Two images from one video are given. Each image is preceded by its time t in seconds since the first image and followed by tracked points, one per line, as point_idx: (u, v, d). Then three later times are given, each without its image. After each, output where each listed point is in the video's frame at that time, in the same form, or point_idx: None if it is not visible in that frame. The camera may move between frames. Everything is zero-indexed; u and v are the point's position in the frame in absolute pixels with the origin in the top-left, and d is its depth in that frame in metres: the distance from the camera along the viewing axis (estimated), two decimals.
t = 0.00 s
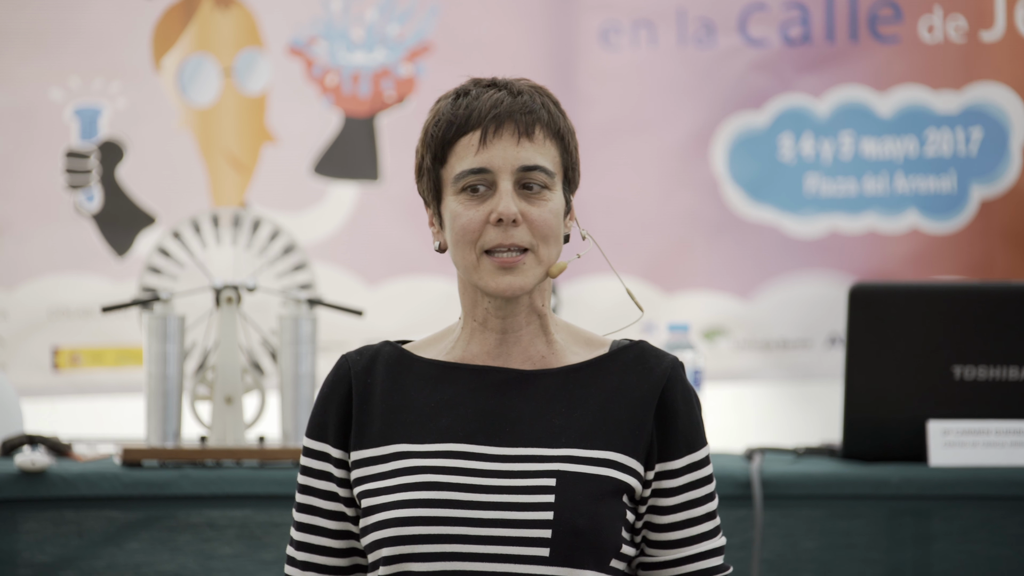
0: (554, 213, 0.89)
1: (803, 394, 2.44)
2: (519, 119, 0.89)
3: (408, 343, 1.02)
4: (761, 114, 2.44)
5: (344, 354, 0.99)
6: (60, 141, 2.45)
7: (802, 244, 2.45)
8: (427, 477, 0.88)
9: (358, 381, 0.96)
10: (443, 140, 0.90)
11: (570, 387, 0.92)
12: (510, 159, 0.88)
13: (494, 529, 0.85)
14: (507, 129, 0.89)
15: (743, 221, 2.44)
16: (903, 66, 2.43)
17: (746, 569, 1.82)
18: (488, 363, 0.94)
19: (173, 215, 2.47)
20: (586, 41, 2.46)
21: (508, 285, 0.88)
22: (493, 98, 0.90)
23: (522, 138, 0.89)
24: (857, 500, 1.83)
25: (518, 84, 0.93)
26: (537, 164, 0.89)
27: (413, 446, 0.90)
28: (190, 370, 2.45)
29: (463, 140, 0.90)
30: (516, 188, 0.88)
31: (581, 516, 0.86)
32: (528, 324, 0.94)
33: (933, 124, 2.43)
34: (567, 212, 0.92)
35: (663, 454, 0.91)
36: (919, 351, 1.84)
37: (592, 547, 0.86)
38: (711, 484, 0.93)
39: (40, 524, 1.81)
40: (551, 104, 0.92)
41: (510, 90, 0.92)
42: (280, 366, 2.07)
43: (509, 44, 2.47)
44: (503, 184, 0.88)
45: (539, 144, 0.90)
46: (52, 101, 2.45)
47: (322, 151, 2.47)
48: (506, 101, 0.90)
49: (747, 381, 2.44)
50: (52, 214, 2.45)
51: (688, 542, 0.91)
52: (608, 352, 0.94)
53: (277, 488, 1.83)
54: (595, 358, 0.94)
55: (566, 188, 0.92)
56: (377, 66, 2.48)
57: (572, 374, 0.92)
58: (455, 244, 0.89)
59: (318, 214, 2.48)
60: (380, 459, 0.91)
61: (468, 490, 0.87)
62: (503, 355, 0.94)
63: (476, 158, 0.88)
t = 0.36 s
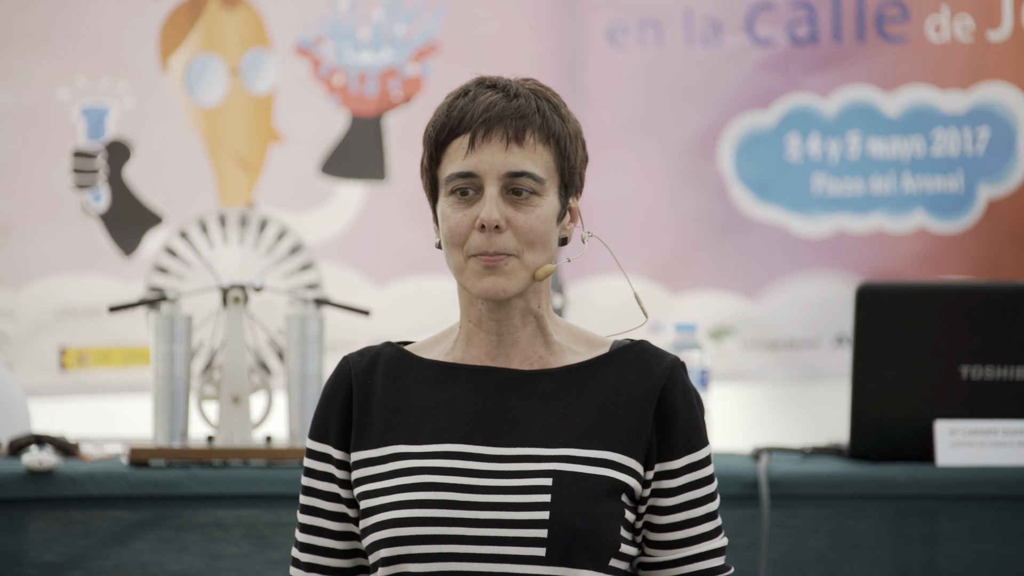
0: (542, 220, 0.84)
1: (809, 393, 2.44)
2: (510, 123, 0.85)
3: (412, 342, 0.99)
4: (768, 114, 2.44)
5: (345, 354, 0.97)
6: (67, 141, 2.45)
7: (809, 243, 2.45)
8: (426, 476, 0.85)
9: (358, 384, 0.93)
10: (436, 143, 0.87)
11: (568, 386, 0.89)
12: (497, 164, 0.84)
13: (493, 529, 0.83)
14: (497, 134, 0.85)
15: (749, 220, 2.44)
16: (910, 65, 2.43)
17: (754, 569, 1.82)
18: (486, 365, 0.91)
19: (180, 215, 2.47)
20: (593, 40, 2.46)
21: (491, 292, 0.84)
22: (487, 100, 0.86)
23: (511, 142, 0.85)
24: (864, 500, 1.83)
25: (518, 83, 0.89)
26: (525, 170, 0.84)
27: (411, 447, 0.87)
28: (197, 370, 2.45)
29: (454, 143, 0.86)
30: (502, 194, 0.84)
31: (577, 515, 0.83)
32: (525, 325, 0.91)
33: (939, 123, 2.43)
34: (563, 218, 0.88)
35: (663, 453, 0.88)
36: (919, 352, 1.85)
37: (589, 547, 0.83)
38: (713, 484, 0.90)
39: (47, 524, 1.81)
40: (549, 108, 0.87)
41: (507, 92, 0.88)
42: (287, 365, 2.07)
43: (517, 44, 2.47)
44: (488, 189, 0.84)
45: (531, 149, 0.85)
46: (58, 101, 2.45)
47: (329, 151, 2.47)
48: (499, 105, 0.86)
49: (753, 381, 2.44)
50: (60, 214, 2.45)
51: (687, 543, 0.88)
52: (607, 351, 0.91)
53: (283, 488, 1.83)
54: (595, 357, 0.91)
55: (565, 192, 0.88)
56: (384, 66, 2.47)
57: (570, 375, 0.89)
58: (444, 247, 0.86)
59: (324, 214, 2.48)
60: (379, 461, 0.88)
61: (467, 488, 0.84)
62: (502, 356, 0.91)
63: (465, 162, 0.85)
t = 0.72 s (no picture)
0: (581, 272, 1.03)
1: (821, 392, 2.44)
2: (583, 179, 1.00)
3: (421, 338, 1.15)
4: (780, 112, 2.44)
5: (361, 345, 1.12)
6: (80, 139, 2.45)
7: (821, 242, 2.44)
8: (436, 472, 1.01)
9: (372, 376, 1.08)
10: (507, 169, 1.02)
11: (584, 390, 1.09)
12: (559, 218, 1.00)
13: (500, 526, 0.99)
14: (570, 185, 1.00)
15: (761, 218, 2.44)
16: (922, 64, 2.43)
17: (767, 568, 1.89)
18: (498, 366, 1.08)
19: (193, 213, 2.48)
20: (605, 39, 2.46)
21: (517, 321, 1.05)
22: (569, 147, 1.00)
23: (577, 200, 1.00)
24: (877, 499, 1.89)
25: (600, 130, 1.03)
26: (581, 229, 1.01)
27: (421, 443, 1.03)
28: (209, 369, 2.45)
29: (525, 178, 1.00)
30: (554, 243, 1.01)
31: (585, 515, 1.02)
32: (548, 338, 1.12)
33: (952, 122, 2.43)
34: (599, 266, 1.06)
35: (670, 460, 1.09)
36: (935, 355, 1.91)
37: (594, 547, 1.02)
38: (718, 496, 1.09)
39: (61, 522, 1.83)
40: (621, 165, 1.03)
41: (590, 140, 1.02)
42: (300, 364, 2.09)
43: (529, 43, 2.47)
44: (542, 237, 1.00)
45: (592, 208, 1.01)
46: (71, 100, 2.45)
47: (341, 150, 2.47)
48: (581, 155, 1.00)
49: (764, 381, 2.44)
50: (71, 212, 2.45)
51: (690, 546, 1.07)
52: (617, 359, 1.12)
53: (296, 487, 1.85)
54: (606, 365, 1.11)
55: (607, 242, 1.06)
56: (397, 65, 2.48)
57: (584, 379, 1.10)
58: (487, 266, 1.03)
59: (336, 213, 2.48)
60: (390, 450, 1.04)
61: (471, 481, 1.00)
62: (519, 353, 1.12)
63: (528, 203, 1.00)
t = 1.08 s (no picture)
0: (586, 289, 1.06)
1: (826, 388, 2.44)
2: (587, 205, 1.02)
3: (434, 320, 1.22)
4: (786, 110, 2.44)
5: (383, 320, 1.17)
6: (85, 137, 2.45)
7: (826, 239, 2.45)
8: (445, 471, 1.09)
9: (401, 351, 1.14)
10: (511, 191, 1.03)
11: (590, 394, 1.14)
12: (563, 242, 1.02)
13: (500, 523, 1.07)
14: (574, 210, 1.02)
15: (766, 216, 2.45)
16: (927, 62, 2.43)
17: (770, 565, 1.93)
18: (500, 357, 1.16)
19: (198, 210, 2.48)
20: (611, 37, 2.46)
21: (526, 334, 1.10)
22: (574, 173, 1.01)
23: (581, 223, 1.03)
24: (882, 496, 1.94)
25: (605, 151, 1.04)
26: (586, 250, 1.04)
27: (439, 450, 1.10)
28: (213, 366, 2.43)
29: (529, 201, 1.02)
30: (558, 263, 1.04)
31: (585, 521, 1.09)
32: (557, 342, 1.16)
33: (958, 120, 2.43)
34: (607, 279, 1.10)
35: (670, 466, 1.15)
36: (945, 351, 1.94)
37: (593, 550, 1.09)
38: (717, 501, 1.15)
39: (66, 519, 1.88)
40: (628, 187, 1.04)
41: (597, 163, 1.03)
42: (305, 361, 2.10)
43: (534, 41, 2.47)
44: (548, 259, 1.03)
45: (597, 231, 1.04)
46: (76, 98, 2.45)
47: (346, 147, 2.48)
48: (585, 181, 1.01)
49: (769, 378, 2.43)
50: (76, 210, 2.45)
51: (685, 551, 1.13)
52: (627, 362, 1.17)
53: (302, 484, 1.90)
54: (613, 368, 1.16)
55: (614, 256, 1.09)
56: (402, 63, 2.48)
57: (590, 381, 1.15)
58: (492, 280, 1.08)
59: (341, 211, 2.48)
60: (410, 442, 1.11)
61: (477, 488, 1.08)
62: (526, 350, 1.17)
63: (534, 228, 1.03)
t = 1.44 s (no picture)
0: (580, 210, 1.06)
1: (820, 367, 2.44)
2: (564, 114, 1.05)
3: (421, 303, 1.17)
4: (780, 88, 2.44)
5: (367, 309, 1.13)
6: (78, 115, 2.45)
7: (820, 217, 2.45)
8: (446, 453, 1.04)
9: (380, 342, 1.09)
10: (489, 122, 1.07)
11: (584, 371, 1.09)
12: (549, 155, 1.05)
13: (506, 504, 1.03)
14: (552, 122, 1.05)
15: (759, 194, 2.44)
16: (919, 40, 2.43)
17: (765, 544, 1.91)
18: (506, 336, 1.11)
19: (191, 188, 2.47)
20: (604, 15, 2.45)
21: (529, 269, 1.05)
22: (545, 89, 1.06)
23: (562, 133, 1.05)
24: (876, 474, 1.93)
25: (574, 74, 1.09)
26: (574, 162, 1.05)
27: (400, 449, 1.05)
28: (207, 345, 2.44)
29: (507, 127, 1.06)
30: (548, 181, 1.05)
31: (591, 497, 1.04)
32: (545, 305, 1.11)
33: (951, 98, 2.43)
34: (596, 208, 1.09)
35: (671, 436, 1.10)
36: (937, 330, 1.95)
37: (598, 526, 1.04)
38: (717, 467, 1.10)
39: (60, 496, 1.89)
40: (598, 101, 1.08)
41: (561, 81, 1.07)
42: (298, 339, 2.09)
43: (528, 20, 2.47)
44: (538, 177, 1.05)
45: (579, 142, 1.06)
46: (70, 76, 2.45)
47: (340, 125, 2.47)
48: (555, 93, 1.06)
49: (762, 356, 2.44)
50: (69, 187, 2.45)
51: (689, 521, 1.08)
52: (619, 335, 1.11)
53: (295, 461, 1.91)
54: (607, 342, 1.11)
55: (602, 183, 1.10)
56: (395, 41, 2.48)
57: (585, 358, 1.09)
58: (486, 224, 1.07)
59: (336, 189, 2.48)
60: (404, 429, 1.06)
61: (481, 468, 1.04)
62: (519, 332, 1.11)
63: (516, 148, 1.05)
